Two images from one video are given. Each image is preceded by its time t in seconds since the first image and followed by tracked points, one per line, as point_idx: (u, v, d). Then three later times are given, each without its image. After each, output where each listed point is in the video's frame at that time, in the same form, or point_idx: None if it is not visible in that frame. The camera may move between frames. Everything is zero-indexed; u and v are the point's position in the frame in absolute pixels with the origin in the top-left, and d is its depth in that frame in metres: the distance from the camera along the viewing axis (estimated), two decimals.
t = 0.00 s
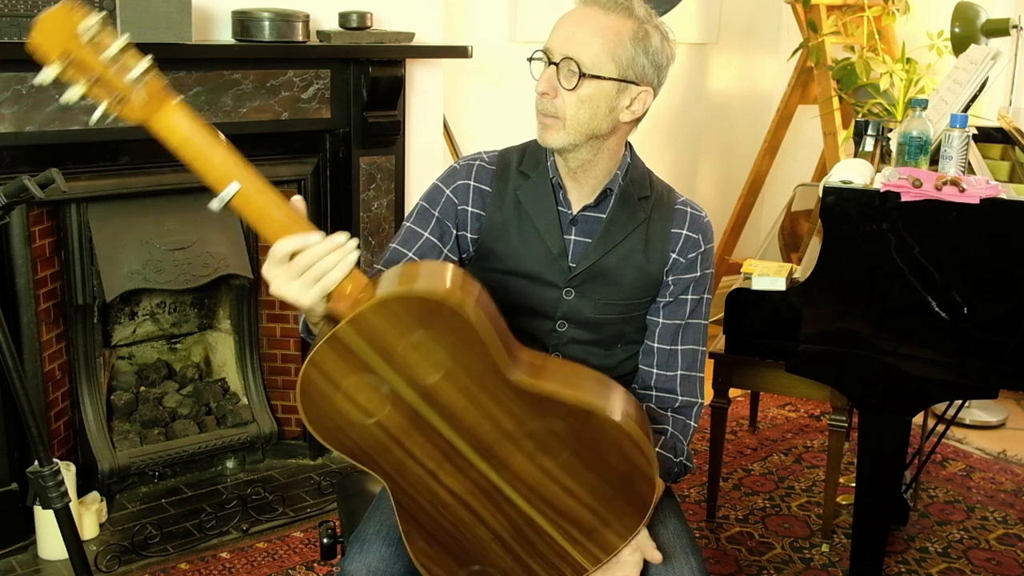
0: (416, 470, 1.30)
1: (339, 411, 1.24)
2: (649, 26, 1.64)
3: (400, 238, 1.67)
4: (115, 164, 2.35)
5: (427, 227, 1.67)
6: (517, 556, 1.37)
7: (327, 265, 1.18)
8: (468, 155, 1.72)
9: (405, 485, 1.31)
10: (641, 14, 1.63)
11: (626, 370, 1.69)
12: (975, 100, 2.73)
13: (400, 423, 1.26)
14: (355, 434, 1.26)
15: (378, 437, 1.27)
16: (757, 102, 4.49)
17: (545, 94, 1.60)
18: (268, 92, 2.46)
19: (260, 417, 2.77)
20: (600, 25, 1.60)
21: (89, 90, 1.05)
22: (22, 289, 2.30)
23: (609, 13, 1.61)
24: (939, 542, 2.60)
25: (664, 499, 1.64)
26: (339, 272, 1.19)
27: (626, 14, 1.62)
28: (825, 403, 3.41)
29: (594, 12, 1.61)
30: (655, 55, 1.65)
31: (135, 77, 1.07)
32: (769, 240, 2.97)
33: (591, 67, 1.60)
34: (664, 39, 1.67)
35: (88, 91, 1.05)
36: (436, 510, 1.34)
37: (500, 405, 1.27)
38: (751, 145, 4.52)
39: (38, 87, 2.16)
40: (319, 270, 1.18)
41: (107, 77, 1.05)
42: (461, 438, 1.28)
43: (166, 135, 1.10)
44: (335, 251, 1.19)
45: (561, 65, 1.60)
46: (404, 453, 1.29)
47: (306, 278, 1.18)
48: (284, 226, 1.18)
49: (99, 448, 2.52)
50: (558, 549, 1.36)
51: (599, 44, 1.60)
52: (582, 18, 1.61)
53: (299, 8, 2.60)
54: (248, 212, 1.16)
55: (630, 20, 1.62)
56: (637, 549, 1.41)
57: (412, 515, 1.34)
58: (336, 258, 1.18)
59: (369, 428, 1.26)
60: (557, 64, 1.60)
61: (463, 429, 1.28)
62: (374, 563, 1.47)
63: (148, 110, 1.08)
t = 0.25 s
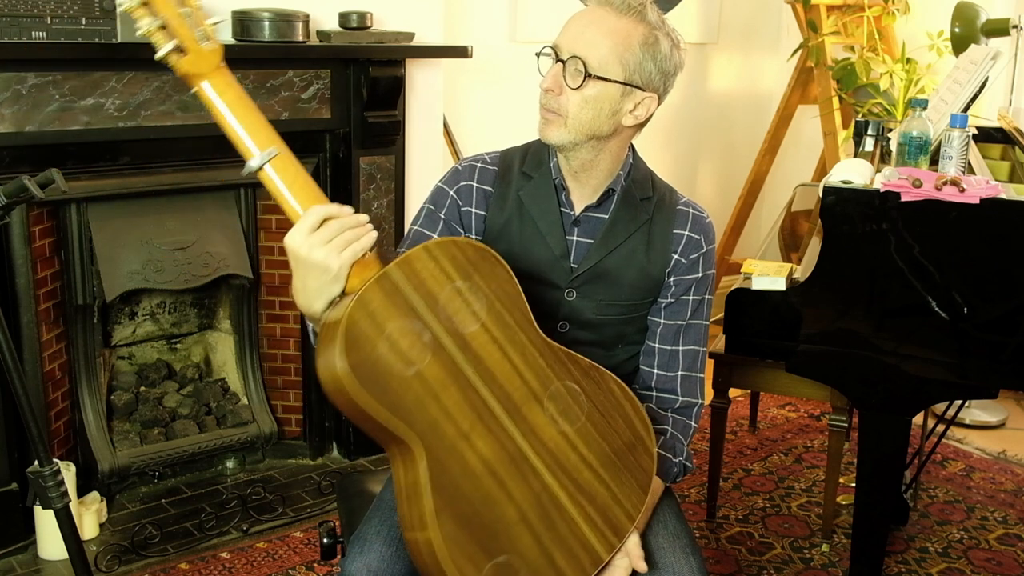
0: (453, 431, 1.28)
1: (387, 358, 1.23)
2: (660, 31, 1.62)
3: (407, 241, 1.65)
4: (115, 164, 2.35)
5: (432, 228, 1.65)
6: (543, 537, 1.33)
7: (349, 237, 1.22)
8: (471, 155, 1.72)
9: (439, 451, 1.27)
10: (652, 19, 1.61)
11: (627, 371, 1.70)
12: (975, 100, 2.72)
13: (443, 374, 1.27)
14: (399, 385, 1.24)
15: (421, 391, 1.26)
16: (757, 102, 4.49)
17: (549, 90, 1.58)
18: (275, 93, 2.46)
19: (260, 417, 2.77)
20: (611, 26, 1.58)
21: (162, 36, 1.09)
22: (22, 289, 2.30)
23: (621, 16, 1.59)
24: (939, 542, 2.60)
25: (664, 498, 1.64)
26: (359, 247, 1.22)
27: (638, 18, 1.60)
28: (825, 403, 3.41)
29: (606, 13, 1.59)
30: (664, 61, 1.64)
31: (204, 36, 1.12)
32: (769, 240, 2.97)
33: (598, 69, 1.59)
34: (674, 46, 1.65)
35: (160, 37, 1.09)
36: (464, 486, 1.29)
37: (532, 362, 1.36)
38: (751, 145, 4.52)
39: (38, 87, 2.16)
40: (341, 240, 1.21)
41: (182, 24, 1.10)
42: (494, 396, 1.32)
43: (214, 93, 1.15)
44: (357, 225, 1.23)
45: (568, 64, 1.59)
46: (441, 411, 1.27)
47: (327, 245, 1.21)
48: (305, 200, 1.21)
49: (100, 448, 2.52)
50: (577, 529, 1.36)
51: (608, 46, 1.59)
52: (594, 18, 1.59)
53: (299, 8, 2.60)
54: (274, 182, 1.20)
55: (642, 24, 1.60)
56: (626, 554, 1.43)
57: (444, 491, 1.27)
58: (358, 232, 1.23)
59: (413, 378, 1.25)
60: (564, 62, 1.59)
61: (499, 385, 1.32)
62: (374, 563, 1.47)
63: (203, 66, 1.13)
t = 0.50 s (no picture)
0: (474, 400, 1.33)
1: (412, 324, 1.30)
2: (663, 33, 1.62)
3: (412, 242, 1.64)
4: (115, 164, 2.34)
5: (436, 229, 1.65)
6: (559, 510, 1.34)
7: (358, 222, 1.30)
8: (473, 155, 1.72)
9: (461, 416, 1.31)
10: (655, 21, 1.61)
11: (628, 372, 1.70)
12: (975, 100, 2.72)
13: (464, 346, 1.34)
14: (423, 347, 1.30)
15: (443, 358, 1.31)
16: (757, 102, 4.49)
17: (550, 92, 1.59)
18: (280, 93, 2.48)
19: (260, 417, 2.78)
20: (613, 28, 1.58)
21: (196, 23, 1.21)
22: (22, 289, 2.30)
23: (624, 17, 1.59)
24: (939, 542, 2.60)
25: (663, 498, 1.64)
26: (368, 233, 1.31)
27: (640, 20, 1.60)
28: (825, 403, 3.41)
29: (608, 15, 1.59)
30: (667, 63, 1.64)
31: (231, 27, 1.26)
32: (769, 240, 2.97)
33: (600, 70, 1.58)
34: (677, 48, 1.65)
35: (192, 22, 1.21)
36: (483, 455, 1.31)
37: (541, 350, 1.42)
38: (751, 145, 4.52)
39: (38, 87, 2.16)
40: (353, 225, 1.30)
41: (213, 13, 1.23)
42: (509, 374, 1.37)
43: (237, 78, 1.26)
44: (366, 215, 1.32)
45: (570, 65, 1.59)
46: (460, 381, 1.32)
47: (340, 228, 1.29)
48: (315, 187, 1.30)
49: (100, 448, 2.52)
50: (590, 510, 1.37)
51: (610, 47, 1.58)
52: (595, 20, 1.59)
53: (299, 7, 2.60)
54: (288, 169, 1.29)
55: (644, 26, 1.60)
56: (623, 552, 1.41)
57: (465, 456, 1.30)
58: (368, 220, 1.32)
59: (438, 344, 1.31)
60: (566, 64, 1.59)
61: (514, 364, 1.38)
62: (374, 563, 1.47)
63: (227, 53, 1.24)
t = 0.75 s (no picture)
0: (469, 403, 1.34)
1: (408, 328, 1.31)
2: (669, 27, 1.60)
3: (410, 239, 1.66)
4: (115, 164, 2.34)
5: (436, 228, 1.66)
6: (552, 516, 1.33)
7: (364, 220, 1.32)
8: (474, 154, 1.73)
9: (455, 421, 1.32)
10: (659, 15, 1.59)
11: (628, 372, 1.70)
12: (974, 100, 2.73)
13: (461, 350, 1.35)
14: (416, 351, 1.31)
15: (438, 362, 1.33)
16: (757, 102, 4.49)
17: (574, 96, 1.55)
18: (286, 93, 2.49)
19: (260, 417, 2.78)
20: (624, 28, 1.55)
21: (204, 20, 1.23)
22: (22, 289, 2.30)
23: (631, 15, 1.56)
24: (939, 542, 2.60)
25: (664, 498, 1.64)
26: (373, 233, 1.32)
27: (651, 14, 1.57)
28: (825, 403, 3.41)
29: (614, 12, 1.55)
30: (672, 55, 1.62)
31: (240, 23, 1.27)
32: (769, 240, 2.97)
33: (618, 71, 1.55)
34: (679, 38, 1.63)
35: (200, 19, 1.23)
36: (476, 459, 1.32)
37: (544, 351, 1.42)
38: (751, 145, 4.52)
39: (38, 87, 2.16)
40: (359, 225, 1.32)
41: (221, 11, 1.24)
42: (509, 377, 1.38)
43: (246, 75, 1.27)
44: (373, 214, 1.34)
45: (586, 68, 1.55)
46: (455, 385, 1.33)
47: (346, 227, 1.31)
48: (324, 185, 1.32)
49: (100, 448, 2.52)
50: (587, 516, 1.36)
51: (626, 47, 1.55)
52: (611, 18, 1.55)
53: (299, 8, 2.60)
54: (296, 166, 1.31)
55: (651, 21, 1.57)
56: (628, 552, 1.41)
57: (456, 460, 1.31)
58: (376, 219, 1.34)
59: (432, 349, 1.32)
60: (582, 67, 1.55)
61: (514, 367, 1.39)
62: (374, 563, 1.47)
63: (236, 50, 1.26)
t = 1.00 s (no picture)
0: (457, 413, 1.33)
1: (397, 337, 1.30)
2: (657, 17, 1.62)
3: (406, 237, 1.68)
4: (115, 164, 2.34)
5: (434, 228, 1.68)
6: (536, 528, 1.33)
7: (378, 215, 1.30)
8: (471, 155, 1.74)
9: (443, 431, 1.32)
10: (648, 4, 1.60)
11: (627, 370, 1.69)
12: (975, 100, 2.72)
13: (451, 359, 1.34)
14: (405, 361, 1.31)
15: (426, 372, 1.32)
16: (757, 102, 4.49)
17: (600, 99, 1.54)
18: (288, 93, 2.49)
19: (261, 417, 2.78)
20: (624, 22, 1.55)
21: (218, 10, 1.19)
22: (22, 289, 2.30)
23: (626, 9, 1.56)
24: (939, 542, 2.60)
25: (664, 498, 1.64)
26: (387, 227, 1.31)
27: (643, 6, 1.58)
28: (825, 403, 3.41)
29: (608, 8, 1.56)
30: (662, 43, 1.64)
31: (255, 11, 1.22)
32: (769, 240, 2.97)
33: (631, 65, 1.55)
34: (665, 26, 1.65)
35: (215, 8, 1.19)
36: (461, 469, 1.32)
37: (542, 356, 1.41)
38: (751, 145, 4.52)
39: (38, 87, 2.16)
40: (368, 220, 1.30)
41: None
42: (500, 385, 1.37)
43: (264, 62, 1.24)
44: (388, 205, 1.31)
45: (601, 68, 1.54)
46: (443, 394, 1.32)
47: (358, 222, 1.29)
48: (339, 175, 1.30)
49: (100, 448, 2.52)
50: (574, 527, 1.36)
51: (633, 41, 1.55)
52: (611, 15, 1.55)
53: (299, 8, 2.60)
54: (312, 155, 1.29)
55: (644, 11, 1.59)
56: (629, 550, 1.41)
57: (441, 471, 1.31)
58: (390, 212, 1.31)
59: (421, 358, 1.31)
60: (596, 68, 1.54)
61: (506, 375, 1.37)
62: (374, 563, 1.47)
63: (250, 37, 1.22)
